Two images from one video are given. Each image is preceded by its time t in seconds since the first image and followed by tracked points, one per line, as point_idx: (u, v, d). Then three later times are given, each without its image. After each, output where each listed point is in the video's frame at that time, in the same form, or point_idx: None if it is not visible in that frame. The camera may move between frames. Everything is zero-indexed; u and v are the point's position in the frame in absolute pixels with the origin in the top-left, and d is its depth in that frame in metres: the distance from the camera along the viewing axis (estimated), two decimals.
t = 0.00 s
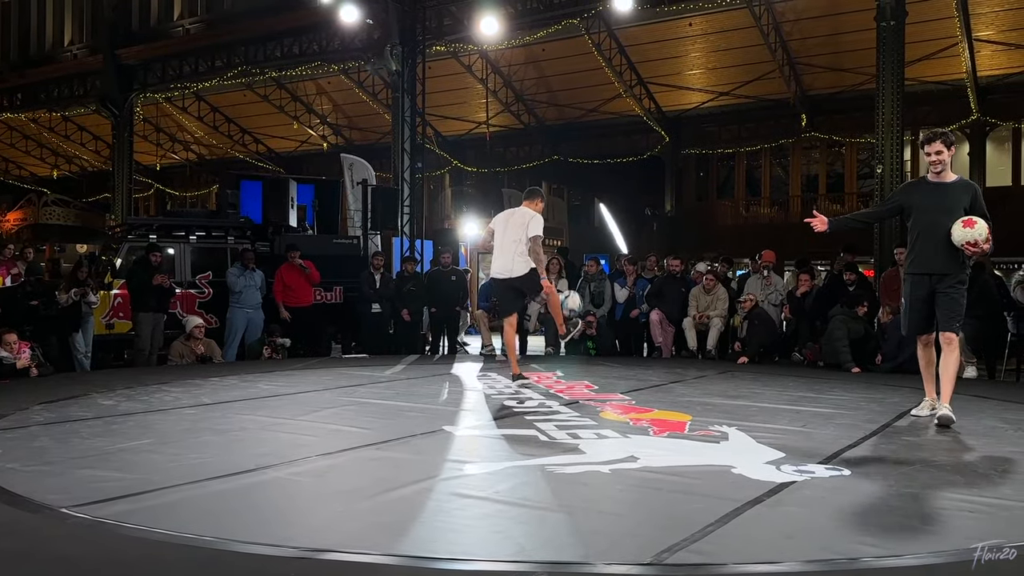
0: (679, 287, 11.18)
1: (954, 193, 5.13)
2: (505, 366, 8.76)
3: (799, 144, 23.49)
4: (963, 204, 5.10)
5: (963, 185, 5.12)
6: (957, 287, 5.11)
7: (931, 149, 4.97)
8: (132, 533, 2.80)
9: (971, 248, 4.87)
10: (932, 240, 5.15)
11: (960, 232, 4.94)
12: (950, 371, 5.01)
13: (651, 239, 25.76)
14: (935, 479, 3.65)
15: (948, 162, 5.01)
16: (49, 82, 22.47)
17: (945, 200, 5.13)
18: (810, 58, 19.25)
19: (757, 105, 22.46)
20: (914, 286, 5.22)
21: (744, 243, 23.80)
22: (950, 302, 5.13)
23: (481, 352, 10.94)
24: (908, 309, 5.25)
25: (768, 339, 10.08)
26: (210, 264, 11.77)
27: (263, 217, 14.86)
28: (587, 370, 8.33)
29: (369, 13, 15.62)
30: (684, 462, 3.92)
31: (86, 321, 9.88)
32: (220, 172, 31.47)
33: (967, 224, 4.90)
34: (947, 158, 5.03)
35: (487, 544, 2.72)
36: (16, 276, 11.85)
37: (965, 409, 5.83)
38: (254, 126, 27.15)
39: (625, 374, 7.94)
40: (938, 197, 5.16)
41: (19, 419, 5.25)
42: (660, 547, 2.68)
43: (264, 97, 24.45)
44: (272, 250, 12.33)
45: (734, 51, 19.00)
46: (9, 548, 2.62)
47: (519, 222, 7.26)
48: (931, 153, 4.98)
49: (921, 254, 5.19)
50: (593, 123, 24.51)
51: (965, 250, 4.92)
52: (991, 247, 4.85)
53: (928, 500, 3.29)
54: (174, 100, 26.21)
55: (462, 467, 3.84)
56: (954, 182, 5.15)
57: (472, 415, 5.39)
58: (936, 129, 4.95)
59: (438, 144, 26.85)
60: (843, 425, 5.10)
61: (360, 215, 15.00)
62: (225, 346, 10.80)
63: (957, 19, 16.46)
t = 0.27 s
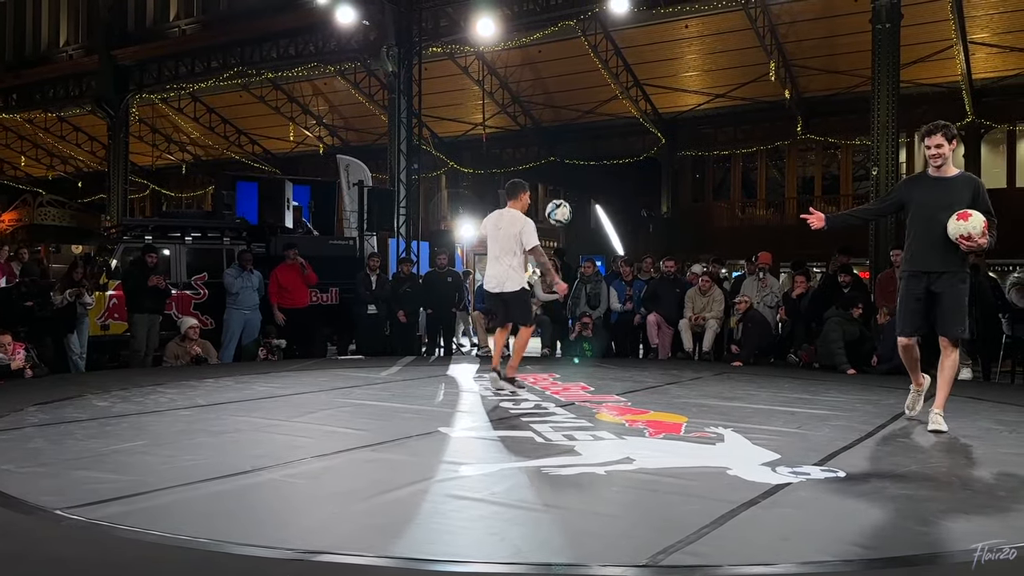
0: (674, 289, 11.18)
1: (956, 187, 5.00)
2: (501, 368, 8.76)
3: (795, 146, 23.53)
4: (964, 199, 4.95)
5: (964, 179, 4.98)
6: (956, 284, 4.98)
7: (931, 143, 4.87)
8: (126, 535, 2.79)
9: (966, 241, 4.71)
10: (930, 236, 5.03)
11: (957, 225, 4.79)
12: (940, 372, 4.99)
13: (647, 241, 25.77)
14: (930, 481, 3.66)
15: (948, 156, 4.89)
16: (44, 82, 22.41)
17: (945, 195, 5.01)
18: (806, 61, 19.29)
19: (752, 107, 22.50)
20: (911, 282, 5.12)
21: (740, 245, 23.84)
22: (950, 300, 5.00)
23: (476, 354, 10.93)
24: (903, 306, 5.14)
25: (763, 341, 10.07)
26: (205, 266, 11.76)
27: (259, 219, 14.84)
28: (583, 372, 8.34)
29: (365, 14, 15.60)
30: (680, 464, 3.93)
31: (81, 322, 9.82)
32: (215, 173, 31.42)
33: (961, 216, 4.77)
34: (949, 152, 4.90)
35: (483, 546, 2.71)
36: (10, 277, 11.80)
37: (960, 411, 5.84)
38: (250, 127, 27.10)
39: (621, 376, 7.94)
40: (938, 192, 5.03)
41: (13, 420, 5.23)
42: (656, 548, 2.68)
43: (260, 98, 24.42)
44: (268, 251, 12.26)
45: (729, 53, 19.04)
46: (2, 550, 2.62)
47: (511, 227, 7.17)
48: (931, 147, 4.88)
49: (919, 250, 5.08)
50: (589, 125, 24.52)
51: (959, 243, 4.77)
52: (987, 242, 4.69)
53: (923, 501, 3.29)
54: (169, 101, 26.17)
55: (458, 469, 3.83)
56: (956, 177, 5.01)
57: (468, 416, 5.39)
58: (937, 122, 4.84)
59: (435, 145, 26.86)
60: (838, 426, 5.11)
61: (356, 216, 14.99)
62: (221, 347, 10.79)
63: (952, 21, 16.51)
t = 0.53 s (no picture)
0: (670, 290, 11.22)
1: (954, 182, 4.77)
2: (498, 369, 8.75)
3: (792, 148, 23.55)
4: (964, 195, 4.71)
5: (962, 175, 4.74)
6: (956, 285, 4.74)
7: (924, 141, 4.71)
8: (122, 537, 2.79)
9: (962, 233, 4.47)
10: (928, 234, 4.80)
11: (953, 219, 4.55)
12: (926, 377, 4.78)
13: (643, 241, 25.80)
14: (926, 482, 3.66)
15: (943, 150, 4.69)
16: (42, 82, 22.37)
17: (943, 190, 4.77)
18: (803, 63, 19.33)
19: (749, 108, 22.54)
20: (912, 283, 4.85)
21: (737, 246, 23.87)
22: (953, 300, 4.75)
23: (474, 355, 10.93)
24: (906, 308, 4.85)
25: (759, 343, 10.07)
26: (202, 266, 11.75)
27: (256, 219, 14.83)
28: (580, 373, 8.34)
29: (363, 15, 15.59)
30: (678, 465, 3.93)
31: (77, 323, 9.82)
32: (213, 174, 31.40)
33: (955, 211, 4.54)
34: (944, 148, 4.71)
35: (479, 548, 2.71)
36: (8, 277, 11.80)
37: (956, 413, 5.84)
38: (247, 128, 27.10)
39: (618, 377, 7.94)
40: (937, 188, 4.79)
41: (9, 421, 5.21)
42: (653, 550, 2.68)
43: (257, 99, 24.40)
44: (265, 252, 12.24)
45: (726, 55, 19.08)
46: None
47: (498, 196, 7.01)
48: (924, 146, 4.72)
49: (920, 249, 4.83)
50: (587, 126, 24.55)
51: (955, 236, 4.53)
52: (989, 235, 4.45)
53: (919, 503, 3.30)
54: (166, 102, 26.15)
55: (455, 470, 3.83)
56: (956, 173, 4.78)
57: (465, 418, 5.38)
58: (928, 118, 4.68)
59: (432, 146, 26.87)
60: (835, 428, 5.11)
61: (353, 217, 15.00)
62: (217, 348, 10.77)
63: (948, 24, 16.56)
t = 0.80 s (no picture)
0: (667, 291, 11.25)
1: (953, 180, 4.69)
2: (497, 369, 8.76)
3: (790, 149, 23.57)
4: (964, 193, 4.64)
5: (962, 173, 4.67)
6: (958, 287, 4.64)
7: (905, 138, 4.72)
8: (119, 537, 2.79)
9: (977, 236, 4.40)
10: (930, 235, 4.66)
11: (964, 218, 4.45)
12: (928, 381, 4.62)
13: (641, 242, 25.80)
14: (923, 484, 3.66)
15: (930, 149, 4.69)
16: (39, 82, 22.33)
17: (944, 188, 4.67)
18: (801, 64, 19.34)
19: (747, 110, 22.56)
20: (913, 284, 4.71)
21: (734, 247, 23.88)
22: (954, 302, 4.65)
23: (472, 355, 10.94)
24: (908, 311, 4.70)
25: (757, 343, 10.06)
26: (200, 267, 11.77)
27: (254, 220, 14.82)
28: (578, 374, 8.33)
29: (361, 16, 15.57)
30: (675, 466, 3.94)
31: (75, 324, 9.84)
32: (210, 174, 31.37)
33: (969, 210, 4.44)
34: (932, 148, 4.70)
35: (476, 548, 2.71)
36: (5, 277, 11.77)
37: (953, 414, 5.85)
38: (245, 128, 27.06)
39: (616, 378, 7.94)
40: (935, 186, 4.68)
41: (5, 422, 5.20)
42: (650, 550, 2.68)
43: (255, 99, 24.38)
44: (264, 252, 12.24)
45: (724, 56, 19.09)
46: None
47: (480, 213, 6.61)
48: (906, 143, 4.72)
49: (920, 248, 4.69)
50: (585, 127, 24.55)
51: (968, 238, 4.45)
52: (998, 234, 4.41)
53: (916, 504, 3.30)
54: (164, 102, 26.12)
55: (452, 470, 3.83)
56: (954, 169, 4.69)
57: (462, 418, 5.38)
58: (912, 116, 4.68)
59: (430, 147, 26.88)
60: (832, 429, 5.12)
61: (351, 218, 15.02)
62: (213, 348, 10.75)
63: (946, 25, 16.58)
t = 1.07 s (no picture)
0: (666, 292, 11.19)
1: (951, 175, 4.42)
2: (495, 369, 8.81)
3: (788, 150, 23.59)
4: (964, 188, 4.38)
5: (960, 167, 4.41)
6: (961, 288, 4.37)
7: (901, 130, 4.46)
8: (117, 537, 2.79)
9: (978, 238, 4.18)
10: (928, 234, 4.41)
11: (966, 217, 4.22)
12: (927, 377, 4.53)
13: (639, 243, 25.80)
14: (921, 484, 3.67)
15: (928, 143, 4.43)
16: (38, 82, 22.30)
17: (942, 184, 4.41)
18: (799, 65, 19.36)
19: (746, 111, 22.60)
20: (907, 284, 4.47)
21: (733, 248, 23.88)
22: (952, 302, 4.37)
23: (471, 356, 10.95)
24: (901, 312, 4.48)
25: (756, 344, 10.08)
26: (198, 267, 11.75)
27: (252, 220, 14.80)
28: (576, 375, 8.35)
29: (360, 17, 15.57)
30: (673, 466, 3.94)
31: (73, 325, 9.91)
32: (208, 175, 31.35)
33: (971, 210, 4.22)
34: (930, 141, 4.44)
35: (474, 549, 2.71)
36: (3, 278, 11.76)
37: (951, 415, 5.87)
38: (244, 129, 27.05)
39: (614, 379, 7.96)
40: (933, 181, 4.43)
41: (4, 422, 5.20)
42: (648, 551, 2.68)
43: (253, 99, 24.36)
44: (263, 253, 12.23)
45: (723, 57, 19.10)
46: None
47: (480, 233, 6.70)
48: (901, 135, 4.46)
49: (914, 246, 4.46)
50: (584, 127, 24.55)
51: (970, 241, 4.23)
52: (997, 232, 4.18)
53: (914, 504, 3.31)
54: (162, 102, 26.09)
55: (451, 471, 3.84)
56: (952, 164, 4.43)
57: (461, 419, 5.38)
58: (908, 107, 4.44)
59: (429, 147, 26.88)
60: (831, 429, 5.13)
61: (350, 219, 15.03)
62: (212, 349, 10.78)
63: (945, 27, 16.61)
